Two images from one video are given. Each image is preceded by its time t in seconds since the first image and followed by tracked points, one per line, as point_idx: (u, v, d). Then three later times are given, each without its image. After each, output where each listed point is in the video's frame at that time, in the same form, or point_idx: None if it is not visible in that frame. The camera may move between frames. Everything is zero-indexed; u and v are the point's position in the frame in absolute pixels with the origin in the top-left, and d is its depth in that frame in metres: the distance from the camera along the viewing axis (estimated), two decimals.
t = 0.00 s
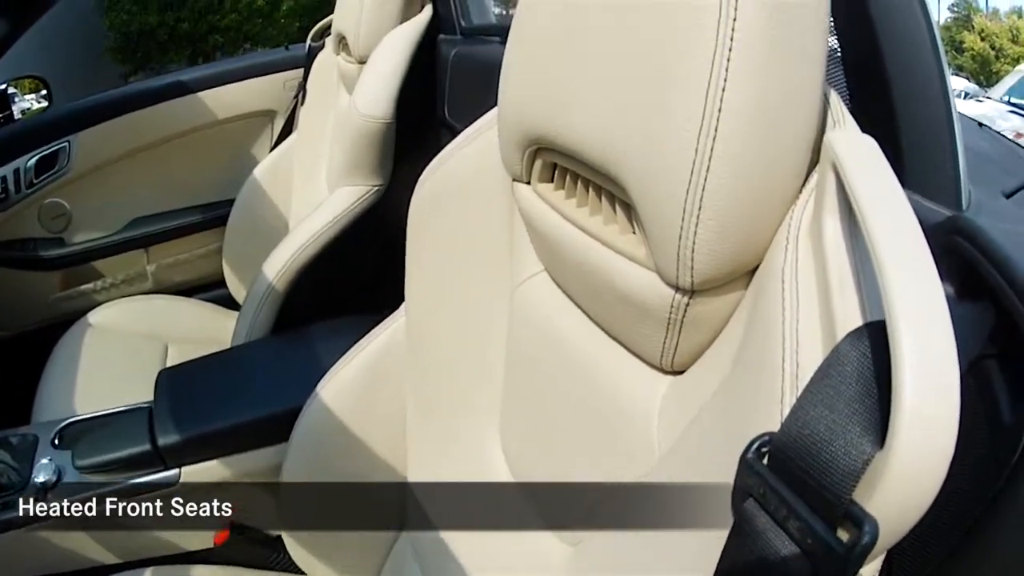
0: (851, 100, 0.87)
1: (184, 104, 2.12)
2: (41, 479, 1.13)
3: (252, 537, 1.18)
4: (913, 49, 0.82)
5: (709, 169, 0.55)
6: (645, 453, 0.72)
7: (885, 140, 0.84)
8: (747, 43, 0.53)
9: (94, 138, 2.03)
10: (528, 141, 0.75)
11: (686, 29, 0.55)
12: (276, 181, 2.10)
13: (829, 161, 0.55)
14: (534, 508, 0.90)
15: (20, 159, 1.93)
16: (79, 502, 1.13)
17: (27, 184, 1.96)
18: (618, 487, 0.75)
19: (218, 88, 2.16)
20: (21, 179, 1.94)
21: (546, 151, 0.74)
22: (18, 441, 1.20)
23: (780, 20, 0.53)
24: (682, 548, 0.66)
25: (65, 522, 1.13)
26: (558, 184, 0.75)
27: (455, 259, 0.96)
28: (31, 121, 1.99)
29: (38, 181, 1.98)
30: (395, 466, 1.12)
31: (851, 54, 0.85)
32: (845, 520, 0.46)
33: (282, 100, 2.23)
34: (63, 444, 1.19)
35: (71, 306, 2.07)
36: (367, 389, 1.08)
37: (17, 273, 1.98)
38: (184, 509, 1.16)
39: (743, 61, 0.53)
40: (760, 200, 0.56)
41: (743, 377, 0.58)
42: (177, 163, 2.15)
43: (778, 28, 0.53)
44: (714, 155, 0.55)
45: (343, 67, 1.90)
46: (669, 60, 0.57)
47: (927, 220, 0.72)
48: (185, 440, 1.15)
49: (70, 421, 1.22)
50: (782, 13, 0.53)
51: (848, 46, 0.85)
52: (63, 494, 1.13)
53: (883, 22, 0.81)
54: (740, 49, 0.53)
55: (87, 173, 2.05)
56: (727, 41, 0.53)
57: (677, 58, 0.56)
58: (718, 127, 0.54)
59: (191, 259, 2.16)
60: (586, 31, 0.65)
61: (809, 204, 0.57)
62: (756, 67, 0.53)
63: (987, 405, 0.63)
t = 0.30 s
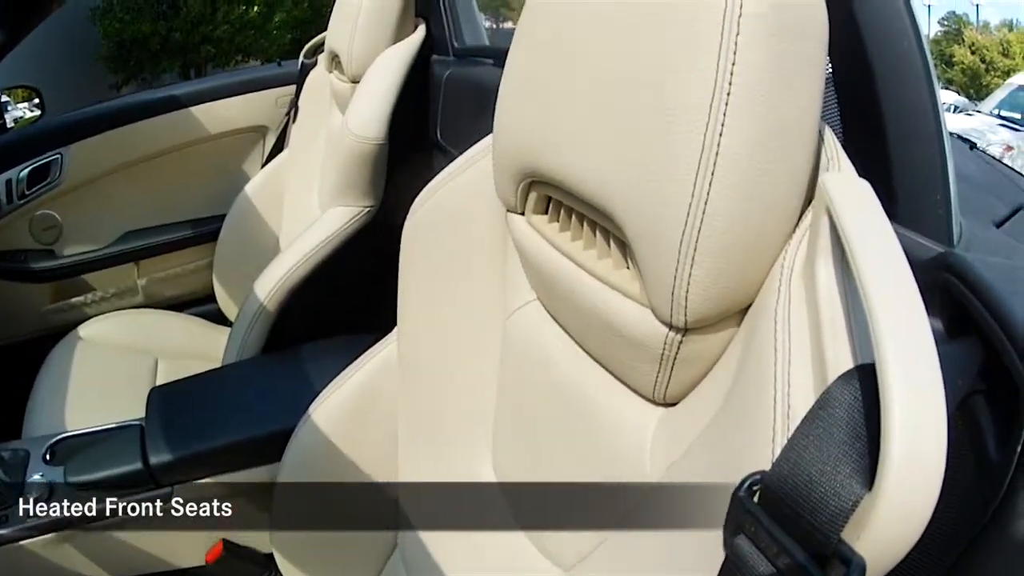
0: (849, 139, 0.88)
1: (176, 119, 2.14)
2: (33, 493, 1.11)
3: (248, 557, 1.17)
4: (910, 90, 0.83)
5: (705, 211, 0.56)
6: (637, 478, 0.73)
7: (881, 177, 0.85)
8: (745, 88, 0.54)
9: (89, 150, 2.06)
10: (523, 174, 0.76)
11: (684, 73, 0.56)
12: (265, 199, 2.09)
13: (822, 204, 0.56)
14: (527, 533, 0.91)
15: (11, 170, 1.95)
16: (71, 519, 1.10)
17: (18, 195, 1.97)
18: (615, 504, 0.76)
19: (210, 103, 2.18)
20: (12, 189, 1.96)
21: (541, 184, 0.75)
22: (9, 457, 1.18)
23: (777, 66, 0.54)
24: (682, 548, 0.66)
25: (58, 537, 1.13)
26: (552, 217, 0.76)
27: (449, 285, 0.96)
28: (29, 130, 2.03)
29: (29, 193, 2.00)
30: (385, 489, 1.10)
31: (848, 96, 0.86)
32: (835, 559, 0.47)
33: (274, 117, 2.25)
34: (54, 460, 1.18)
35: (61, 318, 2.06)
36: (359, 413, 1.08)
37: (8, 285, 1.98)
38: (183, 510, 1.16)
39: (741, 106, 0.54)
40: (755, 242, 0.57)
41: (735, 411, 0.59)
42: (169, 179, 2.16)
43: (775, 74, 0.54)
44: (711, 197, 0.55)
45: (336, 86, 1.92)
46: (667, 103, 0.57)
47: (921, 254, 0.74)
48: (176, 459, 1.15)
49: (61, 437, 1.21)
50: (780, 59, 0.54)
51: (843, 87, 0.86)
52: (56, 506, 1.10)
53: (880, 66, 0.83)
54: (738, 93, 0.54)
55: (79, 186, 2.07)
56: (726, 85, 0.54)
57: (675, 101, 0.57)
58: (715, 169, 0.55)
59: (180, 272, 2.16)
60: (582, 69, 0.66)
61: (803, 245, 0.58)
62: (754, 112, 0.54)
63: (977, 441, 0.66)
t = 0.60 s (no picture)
0: (839, 168, 0.90)
1: (167, 132, 2.15)
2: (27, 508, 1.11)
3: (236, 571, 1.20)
4: (896, 120, 0.84)
5: (700, 248, 0.57)
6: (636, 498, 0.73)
7: (870, 205, 0.87)
8: (742, 129, 0.55)
9: (78, 162, 2.07)
10: (517, 204, 0.77)
11: (681, 114, 0.58)
12: (256, 215, 2.10)
13: (815, 241, 0.57)
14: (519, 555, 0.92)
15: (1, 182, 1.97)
16: (65, 535, 1.10)
17: (8, 207, 1.99)
18: (607, 526, 0.77)
19: (199, 118, 2.19)
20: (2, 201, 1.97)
21: (535, 214, 0.76)
22: None
23: (773, 108, 0.55)
24: (682, 553, 0.65)
25: (50, 554, 1.11)
26: (546, 245, 0.78)
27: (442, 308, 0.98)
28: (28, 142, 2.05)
29: (19, 205, 2.01)
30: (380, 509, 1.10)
31: (839, 126, 0.88)
32: None
33: (264, 133, 2.26)
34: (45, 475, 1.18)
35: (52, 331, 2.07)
36: (353, 434, 1.09)
37: None
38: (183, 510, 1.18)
39: (737, 146, 0.55)
40: (748, 276, 0.58)
41: (728, 438, 0.60)
42: (160, 191, 2.17)
43: (771, 115, 0.55)
44: (706, 234, 0.57)
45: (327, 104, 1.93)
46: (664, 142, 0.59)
47: (909, 284, 0.82)
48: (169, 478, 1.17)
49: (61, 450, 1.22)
50: (777, 101, 0.55)
51: (836, 117, 0.88)
52: (49, 525, 1.11)
53: (870, 96, 0.84)
54: (735, 133, 0.55)
55: (68, 199, 2.08)
56: (722, 126, 0.55)
57: (671, 140, 0.58)
58: (711, 207, 0.56)
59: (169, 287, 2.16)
60: (577, 103, 0.68)
61: (794, 280, 0.59)
62: (750, 153, 0.55)
63: (960, 467, 0.70)
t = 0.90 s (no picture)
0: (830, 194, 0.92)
1: (158, 146, 2.28)
2: (19, 527, 1.14)
3: None
4: (887, 148, 0.85)
5: (695, 282, 0.58)
6: (634, 519, 0.74)
7: (860, 231, 0.88)
8: (736, 164, 0.56)
9: (71, 175, 2.20)
10: (511, 231, 0.79)
11: (675, 150, 0.59)
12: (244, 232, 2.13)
13: (807, 272, 0.58)
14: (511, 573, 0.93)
15: None
16: (57, 553, 1.13)
17: None
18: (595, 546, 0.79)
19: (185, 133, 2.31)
20: None
21: (528, 241, 0.78)
22: None
23: (768, 144, 0.56)
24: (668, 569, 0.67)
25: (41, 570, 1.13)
26: (540, 271, 0.80)
27: (436, 330, 1.00)
28: (22, 155, 2.20)
29: (9, 218, 2.13)
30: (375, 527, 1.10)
31: (829, 151, 0.90)
32: None
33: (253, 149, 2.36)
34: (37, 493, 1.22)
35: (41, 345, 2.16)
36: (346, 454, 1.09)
37: None
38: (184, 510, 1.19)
39: (732, 180, 0.56)
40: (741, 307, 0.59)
41: (721, 464, 0.61)
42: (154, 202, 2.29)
43: (765, 149, 0.56)
44: (700, 269, 0.58)
45: (316, 121, 1.95)
46: (661, 176, 0.60)
47: (898, 310, 0.82)
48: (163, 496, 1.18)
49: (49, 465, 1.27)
50: (771, 136, 0.56)
51: (828, 146, 0.90)
52: (42, 542, 1.13)
53: (860, 124, 0.86)
54: (730, 168, 0.56)
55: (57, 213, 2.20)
56: (718, 160, 0.57)
57: (664, 175, 0.60)
58: (706, 239, 0.57)
59: (160, 301, 2.24)
60: (567, 135, 0.69)
61: (786, 310, 0.60)
62: (744, 187, 0.56)
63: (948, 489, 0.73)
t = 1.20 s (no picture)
0: (822, 213, 0.93)
1: (144, 161, 2.31)
2: (13, 543, 1.16)
3: None
4: (878, 172, 0.86)
5: (691, 308, 0.60)
6: (626, 537, 0.76)
7: (850, 250, 0.90)
8: (732, 195, 0.58)
9: (57, 189, 2.22)
10: (506, 255, 0.81)
11: (671, 179, 0.61)
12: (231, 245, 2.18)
13: (799, 298, 0.60)
14: None
15: None
16: (50, 569, 1.15)
17: None
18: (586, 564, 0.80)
19: (175, 147, 2.35)
20: None
21: (523, 264, 0.80)
22: None
23: (763, 175, 0.58)
24: None
25: None
26: (535, 293, 0.82)
27: (434, 348, 1.03)
28: (13, 167, 2.21)
29: None
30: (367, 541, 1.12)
31: (820, 172, 0.92)
32: None
33: (242, 163, 2.40)
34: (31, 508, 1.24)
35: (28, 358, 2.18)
36: (340, 471, 1.11)
37: None
38: (180, 522, 1.23)
39: (727, 210, 0.58)
40: (735, 330, 0.61)
41: (714, 486, 0.63)
42: (140, 216, 2.32)
43: (760, 180, 0.58)
44: (696, 296, 0.60)
45: (306, 137, 1.96)
46: (658, 205, 0.62)
47: (886, 331, 0.85)
48: (156, 513, 1.21)
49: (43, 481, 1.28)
50: (767, 168, 0.58)
51: (820, 166, 0.91)
52: (36, 558, 1.16)
53: (851, 148, 0.87)
54: (726, 199, 0.58)
55: (45, 227, 2.22)
56: (714, 190, 0.58)
57: (660, 204, 0.61)
58: (702, 266, 0.59)
59: (151, 314, 2.29)
60: (559, 161, 0.71)
61: (777, 335, 0.62)
62: (740, 217, 0.58)
63: (934, 503, 0.75)
